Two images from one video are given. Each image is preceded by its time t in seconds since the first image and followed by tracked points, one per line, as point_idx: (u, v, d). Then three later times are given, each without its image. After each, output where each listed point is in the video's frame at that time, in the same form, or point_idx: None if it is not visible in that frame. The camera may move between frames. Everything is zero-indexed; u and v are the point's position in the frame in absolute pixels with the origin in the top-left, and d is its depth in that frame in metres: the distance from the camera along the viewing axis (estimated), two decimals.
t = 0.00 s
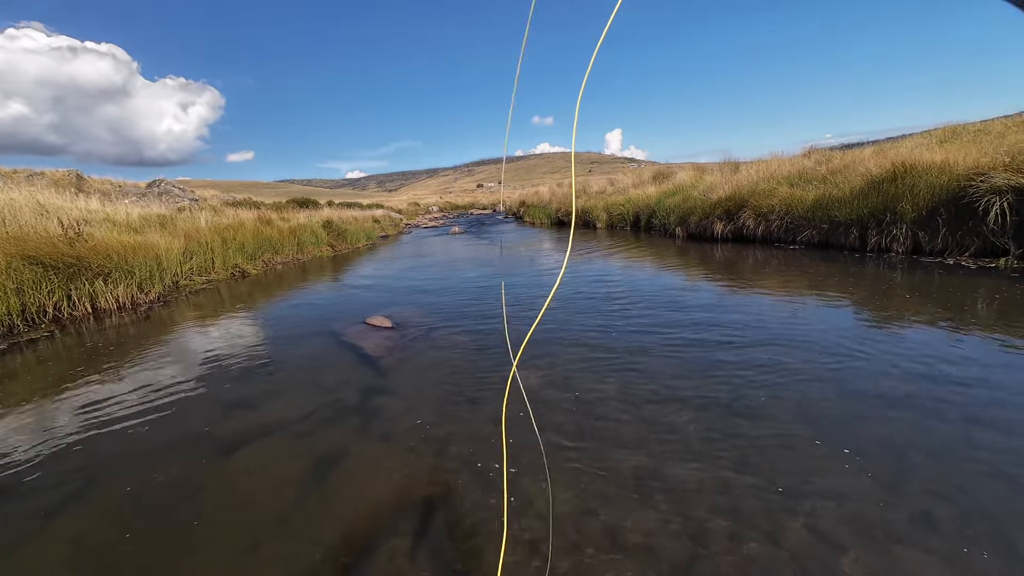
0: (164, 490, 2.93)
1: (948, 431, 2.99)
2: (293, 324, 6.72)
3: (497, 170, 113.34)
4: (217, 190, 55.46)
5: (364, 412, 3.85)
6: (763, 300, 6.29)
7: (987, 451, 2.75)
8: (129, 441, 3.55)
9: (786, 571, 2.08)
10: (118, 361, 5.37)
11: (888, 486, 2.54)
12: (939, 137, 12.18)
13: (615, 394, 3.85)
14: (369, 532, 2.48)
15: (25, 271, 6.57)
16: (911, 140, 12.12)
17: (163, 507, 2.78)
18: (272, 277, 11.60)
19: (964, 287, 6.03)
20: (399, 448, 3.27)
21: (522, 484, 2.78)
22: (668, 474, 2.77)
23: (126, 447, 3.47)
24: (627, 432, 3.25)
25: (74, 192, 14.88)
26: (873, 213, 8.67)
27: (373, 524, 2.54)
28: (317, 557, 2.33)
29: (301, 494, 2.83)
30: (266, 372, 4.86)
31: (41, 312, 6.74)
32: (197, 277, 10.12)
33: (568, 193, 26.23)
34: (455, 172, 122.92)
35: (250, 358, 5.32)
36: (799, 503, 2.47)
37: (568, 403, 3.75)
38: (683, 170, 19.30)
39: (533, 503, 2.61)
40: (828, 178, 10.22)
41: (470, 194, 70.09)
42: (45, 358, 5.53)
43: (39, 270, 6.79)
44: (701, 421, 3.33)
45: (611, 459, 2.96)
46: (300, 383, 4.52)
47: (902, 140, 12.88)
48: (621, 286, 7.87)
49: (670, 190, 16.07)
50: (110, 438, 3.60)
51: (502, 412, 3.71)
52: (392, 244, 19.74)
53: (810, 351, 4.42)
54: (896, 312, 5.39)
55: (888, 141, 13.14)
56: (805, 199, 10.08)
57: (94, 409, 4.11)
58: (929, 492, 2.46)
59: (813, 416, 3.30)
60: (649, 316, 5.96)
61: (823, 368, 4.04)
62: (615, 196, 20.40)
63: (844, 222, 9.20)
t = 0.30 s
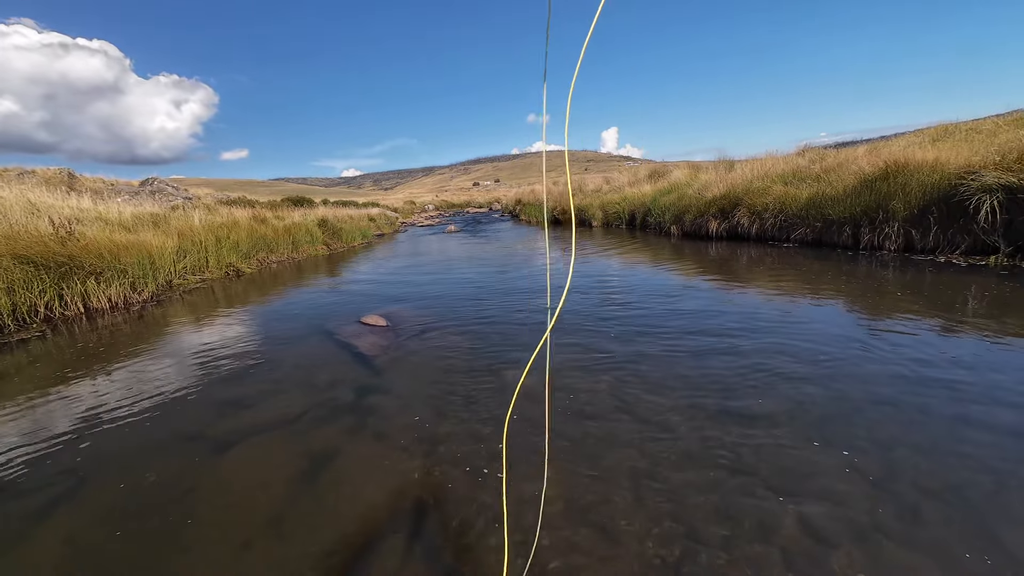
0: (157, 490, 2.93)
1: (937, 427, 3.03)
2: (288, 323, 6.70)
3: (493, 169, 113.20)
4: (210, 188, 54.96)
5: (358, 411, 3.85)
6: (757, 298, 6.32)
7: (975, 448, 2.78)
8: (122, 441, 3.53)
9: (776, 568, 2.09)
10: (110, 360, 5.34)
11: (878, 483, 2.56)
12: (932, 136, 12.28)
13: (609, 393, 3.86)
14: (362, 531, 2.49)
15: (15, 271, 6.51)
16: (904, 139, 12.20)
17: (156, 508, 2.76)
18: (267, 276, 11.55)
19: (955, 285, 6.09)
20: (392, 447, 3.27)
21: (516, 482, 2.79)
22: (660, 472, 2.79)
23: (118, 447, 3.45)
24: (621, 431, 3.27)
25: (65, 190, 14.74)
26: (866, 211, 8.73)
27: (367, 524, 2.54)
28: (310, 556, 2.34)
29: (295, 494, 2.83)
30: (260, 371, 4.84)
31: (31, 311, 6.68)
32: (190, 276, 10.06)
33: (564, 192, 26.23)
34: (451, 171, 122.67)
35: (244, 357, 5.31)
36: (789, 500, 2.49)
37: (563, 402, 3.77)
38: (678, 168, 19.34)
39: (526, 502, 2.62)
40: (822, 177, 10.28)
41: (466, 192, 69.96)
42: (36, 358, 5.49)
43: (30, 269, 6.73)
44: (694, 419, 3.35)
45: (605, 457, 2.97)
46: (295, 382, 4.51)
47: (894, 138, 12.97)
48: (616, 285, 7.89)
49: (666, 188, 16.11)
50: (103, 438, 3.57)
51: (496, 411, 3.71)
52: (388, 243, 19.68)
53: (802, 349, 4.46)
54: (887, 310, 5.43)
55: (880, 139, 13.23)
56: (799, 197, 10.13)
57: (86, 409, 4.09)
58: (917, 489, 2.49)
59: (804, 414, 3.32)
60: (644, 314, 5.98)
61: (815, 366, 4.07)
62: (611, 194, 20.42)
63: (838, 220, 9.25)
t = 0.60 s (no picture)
0: (155, 490, 2.93)
1: (930, 424, 3.06)
2: (285, 323, 6.69)
3: (490, 168, 113.02)
4: (207, 188, 54.76)
5: (356, 410, 3.86)
6: (753, 297, 6.35)
7: (968, 445, 2.81)
8: (119, 441, 3.53)
9: (771, 564, 2.11)
10: (107, 360, 5.32)
11: (873, 480, 2.59)
12: (927, 136, 12.36)
13: (606, 391, 3.88)
14: (360, 530, 2.50)
15: (10, 271, 6.48)
16: (898, 138, 12.28)
17: (154, 507, 2.76)
18: (263, 275, 11.52)
19: (949, 284, 6.14)
20: (390, 447, 3.28)
21: (514, 482, 2.80)
22: (656, 470, 2.81)
23: (115, 447, 3.44)
24: (618, 429, 3.28)
25: (60, 190, 14.63)
26: (861, 210, 8.78)
27: (365, 523, 2.55)
28: (308, 555, 2.35)
29: (293, 493, 2.83)
30: (257, 371, 4.83)
31: (27, 312, 6.65)
32: (187, 275, 10.02)
33: (561, 191, 26.26)
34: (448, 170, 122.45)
35: (241, 357, 5.30)
36: (784, 497, 2.51)
37: (560, 401, 3.78)
38: (675, 168, 19.38)
39: (523, 500, 2.63)
40: (817, 176, 10.33)
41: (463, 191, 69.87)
42: (32, 358, 5.47)
43: (26, 269, 6.69)
44: (690, 417, 3.37)
45: (602, 456, 2.99)
46: (292, 382, 4.51)
47: (889, 138, 13.05)
48: (613, 284, 7.91)
49: (663, 187, 16.14)
50: (100, 439, 3.57)
51: (494, 410, 3.72)
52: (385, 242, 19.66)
53: (798, 347, 4.49)
54: (882, 308, 5.47)
55: (875, 139, 13.31)
56: (795, 197, 10.18)
57: (83, 410, 4.08)
58: (910, 485, 2.52)
59: (799, 411, 3.35)
60: (641, 313, 6.00)
61: (811, 364, 4.10)
62: (608, 194, 20.44)
63: (833, 219, 9.30)
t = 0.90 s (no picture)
0: (154, 490, 2.93)
1: (927, 424, 3.07)
2: (284, 323, 6.70)
3: (488, 168, 113.06)
4: (205, 187, 54.60)
5: (355, 409, 3.87)
6: (750, 297, 6.38)
7: (962, 444, 2.83)
8: (117, 441, 3.53)
9: (767, 563, 2.13)
10: (105, 360, 5.32)
11: (868, 479, 2.61)
12: (923, 136, 12.42)
13: (604, 391, 3.89)
14: (359, 529, 2.52)
15: (8, 270, 6.47)
16: (895, 139, 12.33)
17: (152, 508, 2.77)
18: (261, 275, 11.51)
19: (945, 284, 6.17)
20: (389, 446, 3.29)
21: (512, 481, 2.82)
22: (654, 469, 2.83)
23: (114, 447, 3.44)
24: (616, 428, 3.30)
25: (57, 189, 14.59)
26: (858, 211, 8.83)
27: (364, 523, 2.56)
28: (308, 555, 2.36)
29: (292, 493, 2.84)
30: (255, 371, 4.83)
31: (24, 311, 6.64)
32: (184, 275, 10.01)
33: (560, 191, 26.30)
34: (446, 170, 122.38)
35: (240, 357, 5.30)
36: (780, 495, 2.53)
37: (558, 400, 3.80)
38: (673, 168, 19.41)
39: (521, 499, 2.65)
40: (814, 177, 10.37)
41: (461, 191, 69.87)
42: (30, 358, 5.46)
43: (23, 269, 6.68)
44: (687, 416, 3.40)
45: (599, 455, 3.00)
46: (291, 381, 4.52)
47: (886, 139, 13.11)
48: (611, 283, 7.93)
49: (661, 187, 16.19)
50: (98, 439, 3.57)
51: (493, 410, 3.73)
52: (384, 242, 19.66)
53: (794, 347, 4.51)
54: (879, 308, 5.50)
55: (872, 139, 13.37)
56: (792, 197, 10.22)
57: (82, 409, 4.09)
58: (905, 484, 2.54)
59: (795, 410, 3.38)
60: (639, 313, 6.02)
61: (807, 364, 4.12)
62: (606, 194, 20.46)
63: (830, 220, 9.35)
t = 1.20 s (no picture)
0: (153, 490, 2.93)
1: (923, 424, 3.10)
2: (282, 323, 6.70)
3: (487, 168, 112.98)
4: (203, 186, 54.43)
5: (355, 409, 3.88)
6: (748, 297, 6.40)
7: (958, 443, 2.85)
8: (116, 441, 3.53)
9: (764, 562, 2.14)
10: (103, 360, 5.32)
11: (865, 478, 2.63)
12: (921, 137, 12.49)
13: (603, 391, 3.91)
14: (359, 530, 2.52)
15: (6, 270, 6.46)
16: (893, 140, 12.39)
17: (151, 508, 2.77)
18: (259, 275, 11.51)
19: (942, 285, 6.21)
20: (389, 446, 3.30)
21: (512, 482, 2.83)
22: (653, 469, 2.84)
23: (113, 447, 3.45)
24: (614, 429, 3.31)
25: (55, 188, 14.57)
26: (855, 212, 8.87)
27: (364, 523, 2.57)
28: (307, 555, 2.36)
29: (292, 493, 2.84)
30: (254, 371, 4.83)
31: (23, 310, 6.64)
32: (183, 275, 10.00)
33: (558, 192, 26.32)
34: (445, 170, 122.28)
35: (239, 357, 5.31)
36: (778, 494, 2.55)
37: (557, 400, 3.81)
38: (672, 169, 19.45)
39: (521, 500, 2.66)
40: (812, 178, 10.41)
41: (460, 191, 69.87)
42: (28, 357, 5.46)
43: (22, 268, 6.68)
44: (685, 416, 3.41)
45: (598, 455, 3.02)
46: (290, 381, 4.53)
47: (883, 140, 13.17)
48: (610, 284, 7.95)
49: (659, 188, 16.23)
50: (96, 438, 3.56)
51: (491, 410, 3.74)
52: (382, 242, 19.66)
53: (792, 347, 4.53)
54: (876, 309, 5.53)
55: (870, 141, 13.43)
56: (790, 198, 10.26)
57: (81, 409, 4.08)
58: (902, 483, 2.56)
59: (793, 410, 3.40)
60: (637, 313, 6.04)
61: (805, 364, 4.14)
62: (604, 195, 20.49)
63: (828, 221, 9.38)
